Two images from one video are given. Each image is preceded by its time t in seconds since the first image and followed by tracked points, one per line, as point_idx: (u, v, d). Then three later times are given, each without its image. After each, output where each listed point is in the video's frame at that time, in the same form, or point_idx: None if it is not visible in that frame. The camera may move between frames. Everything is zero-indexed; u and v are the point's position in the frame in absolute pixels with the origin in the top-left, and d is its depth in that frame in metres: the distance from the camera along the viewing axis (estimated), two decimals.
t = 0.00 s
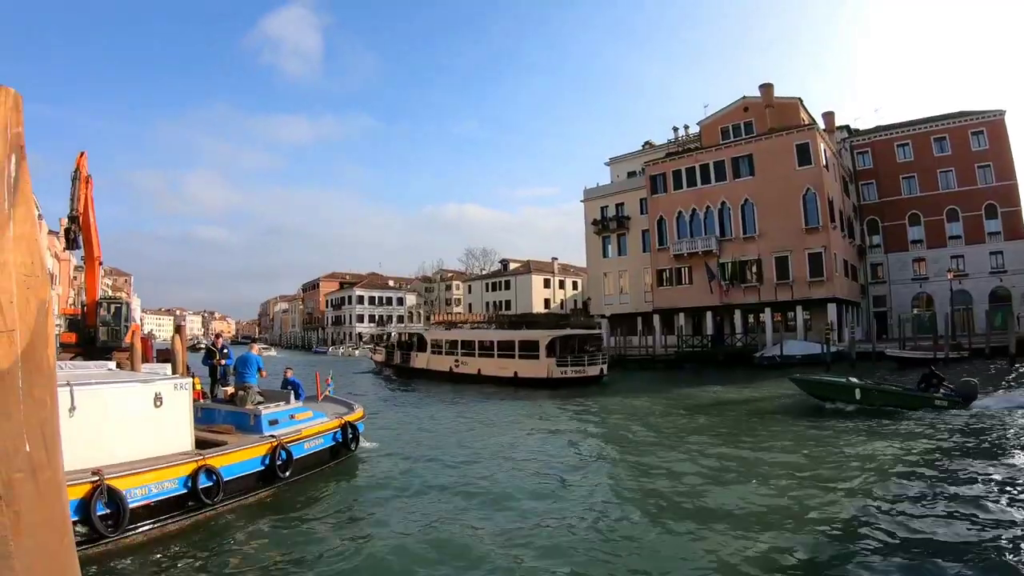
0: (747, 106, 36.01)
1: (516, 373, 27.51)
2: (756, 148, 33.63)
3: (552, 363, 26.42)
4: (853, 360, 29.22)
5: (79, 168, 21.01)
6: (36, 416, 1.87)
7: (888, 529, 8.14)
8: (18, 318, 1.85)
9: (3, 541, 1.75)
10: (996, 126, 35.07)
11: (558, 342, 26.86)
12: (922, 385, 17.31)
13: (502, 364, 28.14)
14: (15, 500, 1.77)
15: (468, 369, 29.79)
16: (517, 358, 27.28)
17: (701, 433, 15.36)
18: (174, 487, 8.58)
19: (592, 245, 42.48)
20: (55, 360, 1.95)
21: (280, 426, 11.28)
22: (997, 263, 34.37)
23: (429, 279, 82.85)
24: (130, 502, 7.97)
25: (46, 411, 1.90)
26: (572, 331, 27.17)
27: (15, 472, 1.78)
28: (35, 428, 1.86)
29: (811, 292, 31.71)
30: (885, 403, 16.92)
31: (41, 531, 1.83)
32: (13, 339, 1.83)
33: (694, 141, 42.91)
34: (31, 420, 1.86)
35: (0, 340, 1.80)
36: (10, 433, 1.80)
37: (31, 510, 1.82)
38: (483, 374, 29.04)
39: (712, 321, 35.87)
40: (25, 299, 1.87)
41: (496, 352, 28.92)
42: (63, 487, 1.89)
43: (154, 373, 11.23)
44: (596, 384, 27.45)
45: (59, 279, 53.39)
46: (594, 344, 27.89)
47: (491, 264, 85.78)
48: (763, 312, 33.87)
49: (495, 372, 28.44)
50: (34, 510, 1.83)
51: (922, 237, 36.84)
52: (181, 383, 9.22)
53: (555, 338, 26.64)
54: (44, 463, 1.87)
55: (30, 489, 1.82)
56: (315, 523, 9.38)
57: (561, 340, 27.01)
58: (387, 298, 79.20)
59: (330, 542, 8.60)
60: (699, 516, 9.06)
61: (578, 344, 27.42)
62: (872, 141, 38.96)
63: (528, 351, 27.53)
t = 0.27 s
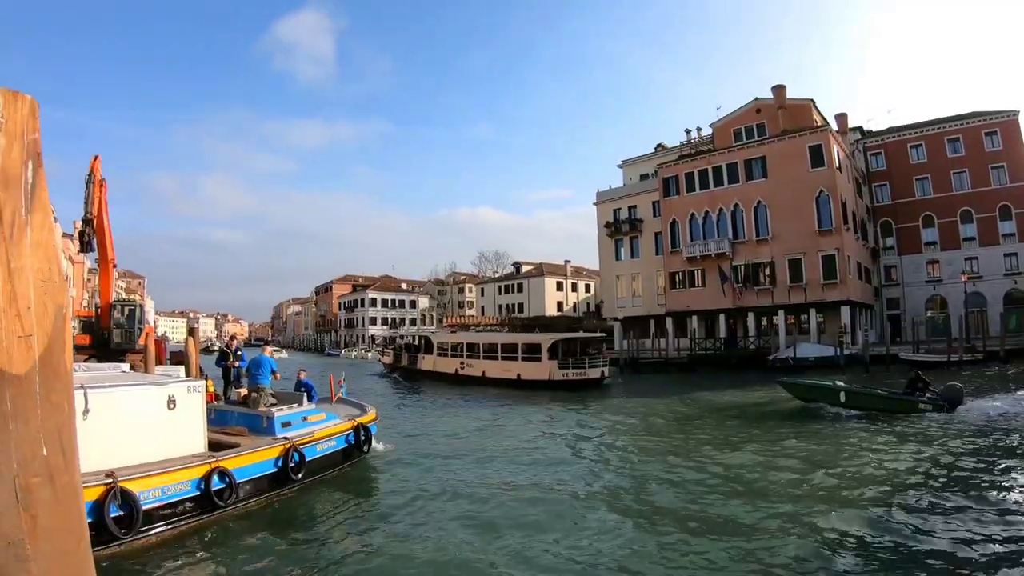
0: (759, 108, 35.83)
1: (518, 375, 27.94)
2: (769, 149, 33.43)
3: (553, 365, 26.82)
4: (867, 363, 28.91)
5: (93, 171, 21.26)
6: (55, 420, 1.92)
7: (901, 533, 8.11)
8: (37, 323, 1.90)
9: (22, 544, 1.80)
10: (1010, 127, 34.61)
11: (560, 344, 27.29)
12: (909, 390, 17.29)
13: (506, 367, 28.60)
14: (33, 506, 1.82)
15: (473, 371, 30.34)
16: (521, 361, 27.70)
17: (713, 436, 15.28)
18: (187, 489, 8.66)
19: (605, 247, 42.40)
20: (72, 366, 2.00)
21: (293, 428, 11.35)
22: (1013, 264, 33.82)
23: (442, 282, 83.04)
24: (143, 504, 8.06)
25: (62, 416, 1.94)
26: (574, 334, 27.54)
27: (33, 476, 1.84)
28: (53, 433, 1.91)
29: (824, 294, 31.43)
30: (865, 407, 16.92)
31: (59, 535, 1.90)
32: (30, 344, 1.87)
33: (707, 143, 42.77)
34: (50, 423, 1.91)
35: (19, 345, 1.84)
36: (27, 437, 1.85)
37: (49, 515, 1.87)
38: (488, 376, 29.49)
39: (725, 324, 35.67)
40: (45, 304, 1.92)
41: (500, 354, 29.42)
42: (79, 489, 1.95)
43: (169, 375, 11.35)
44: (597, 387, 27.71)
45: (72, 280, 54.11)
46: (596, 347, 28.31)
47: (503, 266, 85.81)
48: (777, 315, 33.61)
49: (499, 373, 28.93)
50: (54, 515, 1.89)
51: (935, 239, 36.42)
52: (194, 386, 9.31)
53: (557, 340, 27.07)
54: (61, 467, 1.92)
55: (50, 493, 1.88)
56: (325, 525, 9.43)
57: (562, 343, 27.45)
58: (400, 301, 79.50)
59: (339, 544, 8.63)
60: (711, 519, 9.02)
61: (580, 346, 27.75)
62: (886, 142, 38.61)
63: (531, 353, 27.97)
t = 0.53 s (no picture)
0: (769, 109, 35.72)
1: (518, 376, 28.47)
2: (778, 151, 33.29)
3: (552, 367, 27.39)
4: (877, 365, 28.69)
5: (103, 173, 21.48)
6: (66, 424, 1.94)
7: (910, 536, 8.07)
8: (48, 328, 1.91)
9: (33, 548, 1.82)
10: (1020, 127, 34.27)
11: (559, 346, 27.81)
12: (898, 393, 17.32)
13: (507, 368, 29.15)
14: (45, 511, 1.84)
15: (475, 372, 30.91)
16: (521, 363, 28.27)
17: (722, 438, 15.21)
18: (196, 491, 8.73)
19: (614, 250, 42.34)
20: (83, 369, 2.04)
21: (302, 430, 11.41)
22: None
23: (451, 284, 83.17)
24: (153, 506, 8.12)
25: (73, 420, 1.97)
26: (573, 337, 28.02)
27: (45, 481, 1.85)
28: (65, 438, 1.93)
29: (834, 296, 31.23)
30: (853, 408, 17.21)
31: (71, 539, 1.92)
32: (42, 349, 1.89)
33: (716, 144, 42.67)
34: (62, 428, 1.92)
35: (31, 349, 1.86)
36: (40, 442, 1.86)
37: (61, 520, 1.90)
38: (489, 378, 30.04)
39: (735, 327, 35.52)
40: (56, 308, 1.94)
41: (501, 356, 29.97)
42: (90, 492, 1.97)
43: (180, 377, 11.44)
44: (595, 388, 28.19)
45: (83, 282, 54.67)
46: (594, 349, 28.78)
47: (513, 268, 85.82)
48: (786, 317, 33.42)
49: (500, 375, 29.46)
50: (66, 520, 1.91)
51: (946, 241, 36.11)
52: (203, 389, 9.38)
53: (556, 343, 27.60)
54: (73, 471, 1.95)
55: (61, 498, 1.90)
56: (333, 527, 9.46)
57: (561, 345, 27.98)
58: (409, 303, 79.68)
59: (346, 546, 8.67)
60: (720, 522, 9.00)
61: (578, 347, 28.31)
62: (896, 143, 38.36)
63: (531, 355, 28.52)
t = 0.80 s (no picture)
0: (775, 110, 35.64)
1: (516, 376, 28.89)
2: (785, 151, 33.19)
3: (548, 367, 27.83)
4: (884, 367, 28.53)
5: (110, 175, 21.64)
6: (74, 429, 1.96)
7: (915, 539, 8.05)
8: (56, 333, 1.94)
9: (42, 552, 1.84)
10: None
11: (556, 346, 28.21)
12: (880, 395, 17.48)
13: (505, 369, 29.62)
14: (54, 515, 1.86)
15: (474, 372, 31.41)
16: (518, 363, 28.70)
17: (728, 440, 15.17)
18: (202, 492, 8.77)
19: (621, 251, 42.28)
20: (92, 375, 2.06)
21: (308, 432, 11.45)
22: None
23: (458, 284, 83.20)
24: (159, 507, 8.17)
25: (81, 424, 1.99)
26: (570, 338, 28.42)
27: (53, 486, 1.87)
28: (73, 444, 1.95)
29: (841, 297, 31.09)
30: (830, 408, 17.42)
31: (79, 544, 1.94)
32: (50, 354, 1.91)
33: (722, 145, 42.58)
34: (70, 433, 1.94)
35: (39, 355, 1.88)
36: (48, 446, 1.87)
37: (70, 525, 1.92)
38: (488, 378, 30.52)
39: (741, 328, 35.42)
40: (64, 313, 1.97)
41: (499, 357, 30.41)
42: (97, 495, 2.00)
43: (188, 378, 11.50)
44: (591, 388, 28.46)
45: (90, 283, 55.05)
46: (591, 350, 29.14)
47: (520, 269, 85.75)
48: (793, 318, 33.28)
49: (498, 375, 29.91)
50: (74, 525, 1.93)
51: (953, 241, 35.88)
52: (209, 390, 9.44)
53: (553, 343, 28.01)
54: (81, 476, 1.97)
55: (70, 501, 1.92)
56: (337, 527, 9.51)
57: (558, 346, 28.39)
58: (416, 304, 79.80)
59: (349, 547, 8.69)
60: (726, 526, 8.98)
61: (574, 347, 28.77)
62: (903, 143, 38.19)
63: (528, 356, 28.95)
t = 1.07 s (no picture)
0: (780, 110, 35.57)
1: (512, 377, 29.18)
2: (789, 152, 33.11)
3: (543, 368, 28.14)
4: (890, 367, 28.40)
5: (115, 177, 21.74)
6: (75, 436, 1.98)
7: (921, 537, 8.01)
8: (56, 340, 1.95)
9: (43, 558, 1.85)
10: None
11: (551, 348, 28.50)
12: (855, 395, 17.26)
13: (501, 370, 29.90)
14: (54, 522, 1.88)
15: (471, 373, 31.71)
16: (514, 364, 29.01)
17: (732, 441, 15.13)
18: (206, 493, 8.80)
19: (625, 251, 42.24)
20: (92, 382, 2.07)
21: (313, 433, 11.48)
22: None
23: (462, 286, 83.19)
24: (163, 508, 8.19)
25: (81, 430, 2.01)
26: (565, 339, 28.70)
27: (54, 492, 1.88)
28: (73, 450, 1.97)
29: (846, 298, 30.99)
30: (809, 407, 17.61)
31: (80, 550, 1.96)
32: (51, 361, 1.93)
33: (726, 145, 42.52)
34: (70, 440, 1.96)
35: (39, 361, 1.89)
36: (49, 452, 1.89)
37: (71, 531, 1.93)
38: (485, 379, 30.79)
39: (746, 328, 35.33)
40: (64, 319, 1.99)
41: (496, 358, 30.66)
42: (99, 500, 2.02)
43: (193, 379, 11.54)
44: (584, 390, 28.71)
45: (96, 285, 55.29)
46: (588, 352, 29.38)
47: (524, 271, 85.69)
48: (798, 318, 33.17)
49: (495, 376, 30.18)
50: (74, 531, 1.95)
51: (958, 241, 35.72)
52: (213, 392, 9.48)
53: (548, 344, 28.31)
54: (81, 482, 1.98)
55: (71, 508, 1.93)
56: (341, 528, 9.53)
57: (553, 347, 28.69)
58: (421, 305, 79.83)
59: (352, 548, 8.70)
60: (730, 524, 8.94)
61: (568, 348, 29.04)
62: (907, 144, 38.07)
63: (523, 357, 29.26)
